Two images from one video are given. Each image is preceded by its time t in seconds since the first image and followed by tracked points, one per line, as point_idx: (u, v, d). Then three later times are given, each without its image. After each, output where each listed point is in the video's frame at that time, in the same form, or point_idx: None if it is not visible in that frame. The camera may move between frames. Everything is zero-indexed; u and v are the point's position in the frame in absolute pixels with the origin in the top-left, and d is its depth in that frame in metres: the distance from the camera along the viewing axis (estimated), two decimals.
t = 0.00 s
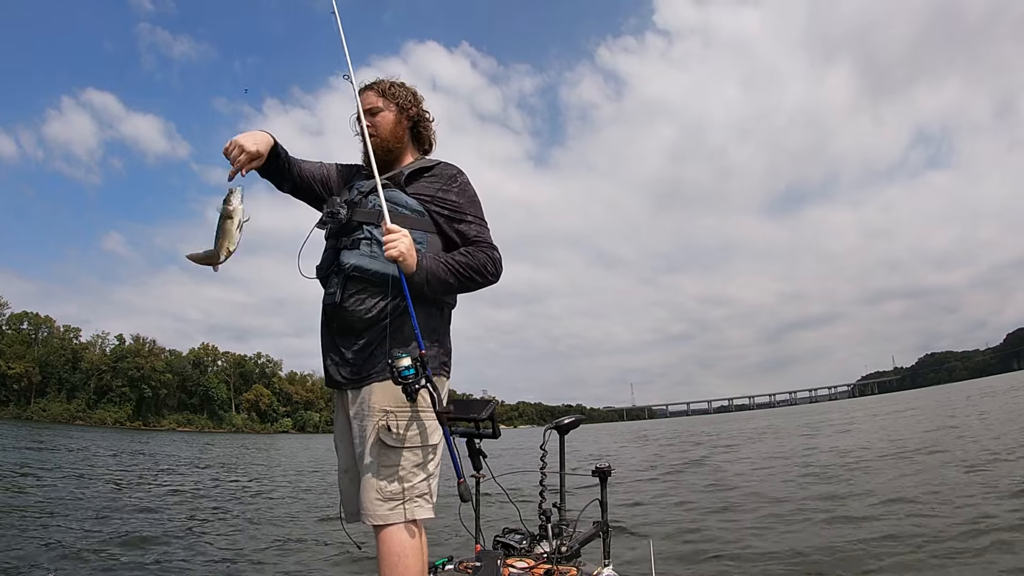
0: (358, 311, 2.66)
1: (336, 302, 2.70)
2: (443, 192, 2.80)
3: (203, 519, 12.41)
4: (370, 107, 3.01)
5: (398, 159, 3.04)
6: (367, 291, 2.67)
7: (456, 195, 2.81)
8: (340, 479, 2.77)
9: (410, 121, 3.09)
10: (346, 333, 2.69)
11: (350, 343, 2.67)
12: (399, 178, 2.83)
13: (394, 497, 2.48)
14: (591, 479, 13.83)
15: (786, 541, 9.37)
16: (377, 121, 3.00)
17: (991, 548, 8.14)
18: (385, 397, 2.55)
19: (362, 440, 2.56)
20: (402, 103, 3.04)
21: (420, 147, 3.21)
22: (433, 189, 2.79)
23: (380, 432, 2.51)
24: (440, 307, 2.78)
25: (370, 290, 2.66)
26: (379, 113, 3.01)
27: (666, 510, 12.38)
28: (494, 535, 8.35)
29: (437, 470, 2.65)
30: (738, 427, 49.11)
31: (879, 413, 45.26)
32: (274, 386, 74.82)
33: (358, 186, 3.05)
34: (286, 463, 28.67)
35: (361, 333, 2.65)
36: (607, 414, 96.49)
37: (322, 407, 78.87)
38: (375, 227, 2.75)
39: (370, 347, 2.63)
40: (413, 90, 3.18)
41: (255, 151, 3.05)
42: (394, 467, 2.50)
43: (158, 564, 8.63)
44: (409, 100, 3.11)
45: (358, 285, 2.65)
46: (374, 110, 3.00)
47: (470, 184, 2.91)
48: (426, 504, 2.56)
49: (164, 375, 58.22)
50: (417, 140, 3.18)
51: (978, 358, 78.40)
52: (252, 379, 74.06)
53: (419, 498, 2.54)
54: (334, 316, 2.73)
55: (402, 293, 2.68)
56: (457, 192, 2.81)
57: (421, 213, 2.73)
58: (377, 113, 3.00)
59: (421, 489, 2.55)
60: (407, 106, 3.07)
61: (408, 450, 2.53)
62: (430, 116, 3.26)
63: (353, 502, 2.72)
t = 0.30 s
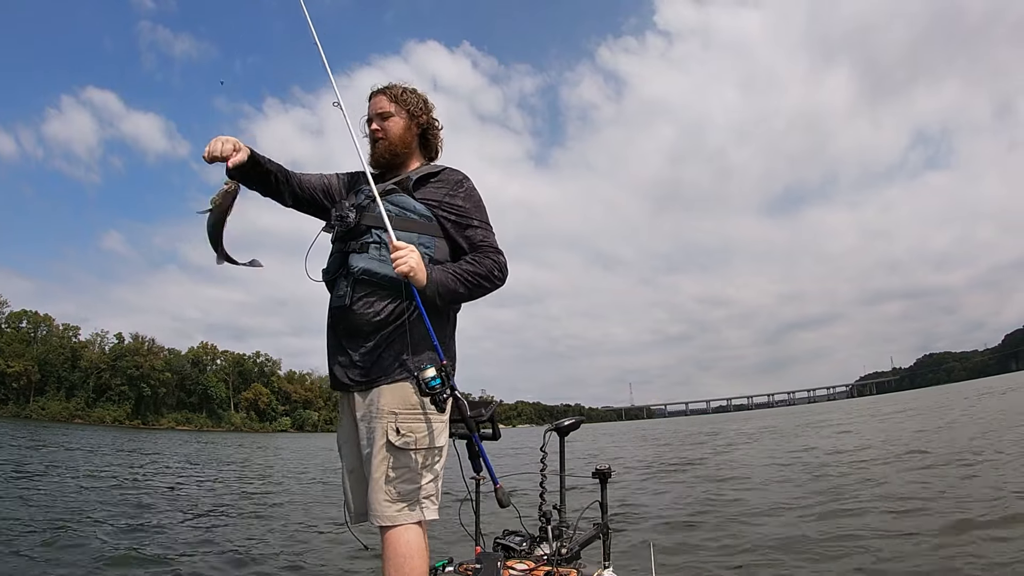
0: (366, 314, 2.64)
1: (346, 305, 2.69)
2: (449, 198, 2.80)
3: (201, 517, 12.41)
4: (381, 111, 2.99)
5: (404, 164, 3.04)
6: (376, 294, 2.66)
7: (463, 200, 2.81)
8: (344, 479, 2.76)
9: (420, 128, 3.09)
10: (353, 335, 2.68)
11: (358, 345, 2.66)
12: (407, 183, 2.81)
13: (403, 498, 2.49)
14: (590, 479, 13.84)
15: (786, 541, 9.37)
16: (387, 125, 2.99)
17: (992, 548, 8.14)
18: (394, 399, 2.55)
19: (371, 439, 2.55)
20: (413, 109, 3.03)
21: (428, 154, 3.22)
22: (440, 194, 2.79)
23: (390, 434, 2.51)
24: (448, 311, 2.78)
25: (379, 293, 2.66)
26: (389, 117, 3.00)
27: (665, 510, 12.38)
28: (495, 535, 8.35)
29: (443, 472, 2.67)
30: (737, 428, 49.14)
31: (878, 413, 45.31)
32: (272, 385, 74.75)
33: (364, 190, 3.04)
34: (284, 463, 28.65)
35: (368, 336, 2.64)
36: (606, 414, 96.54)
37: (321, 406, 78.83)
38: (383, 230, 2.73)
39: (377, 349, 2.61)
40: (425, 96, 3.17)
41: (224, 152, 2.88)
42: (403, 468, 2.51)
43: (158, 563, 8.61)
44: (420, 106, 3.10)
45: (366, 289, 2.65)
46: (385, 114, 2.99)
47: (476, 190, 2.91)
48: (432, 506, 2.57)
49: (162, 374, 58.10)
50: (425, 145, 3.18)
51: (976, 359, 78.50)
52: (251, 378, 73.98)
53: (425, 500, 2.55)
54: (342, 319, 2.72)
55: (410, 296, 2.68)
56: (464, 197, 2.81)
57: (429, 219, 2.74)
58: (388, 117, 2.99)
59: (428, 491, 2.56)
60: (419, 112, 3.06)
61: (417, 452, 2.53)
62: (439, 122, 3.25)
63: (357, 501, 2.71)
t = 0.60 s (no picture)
0: (368, 314, 2.65)
1: (348, 305, 2.70)
2: (448, 197, 2.80)
3: (199, 515, 12.43)
4: (384, 112, 2.99)
5: (404, 167, 3.04)
6: (378, 294, 2.66)
7: (461, 199, 2.81)
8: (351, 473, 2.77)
9: (421, 132, 3.10)
10: (356, 335, 2.68)
11: (361, 344, 2.66)
12: (406, 183, 2.82)
13: (406, 496, 2.50)
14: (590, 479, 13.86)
15: (786, 540, 9.40)
16: (390, 128, 2.99)
17: (991, 547, 8.17)
18: (400, 396, 2.56)
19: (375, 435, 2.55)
20: (416, 114, 3.04)
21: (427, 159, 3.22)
22: (439, 194, 2.79)
23: (394, 432, 2.52)
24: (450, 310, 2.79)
25: (381, 292, 2.66)
26: (392, 120, 2.99)
27: (665, 509, 12.41)
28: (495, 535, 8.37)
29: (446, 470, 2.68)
30: (736, 426, 49.18)
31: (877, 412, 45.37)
32: (271, 384, 74.73)
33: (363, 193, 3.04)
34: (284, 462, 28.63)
35: (371, 334, 2.64)
36: (604, 413, 96.61)
37: (320, 405, 78.83)
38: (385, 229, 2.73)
39: (379, 348, 2.61)
40: (427, 101, 3.18)
41: (233, 150, 2.91)
42: (407, 466, 2.51)
43: (158, 563, 8.59)
44: (422, 112, 3.11)
45: (368, 288, 2.64)
46: (388, 116, 2.98)
47: (474, 190, 2.91)
48: (436, 504, 2.58)
49: (162, 372, 58.01)
50: (427, 149, 3.19)
51: (974, 358, 78.63)
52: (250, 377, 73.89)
53: (430, 497, 2.56)
54: (344, 318, 2.72)
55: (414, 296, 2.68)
56: (462, 196, 2.81)
57: (428, 218, 2.74)
58: (391, 119, 2.98)
59: (432, 489, 2.57)
60: (421, 117, 3.07)
61: (420, 450, 2.54)
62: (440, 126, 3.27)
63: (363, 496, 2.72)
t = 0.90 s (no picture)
0: (365, 312, 2.65)
1: (343, 302, 2.70)
2: (447, 194, 2.81)
3: (197, 515, 12.48)
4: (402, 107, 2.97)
5: (412, 163, 3.05)
6: (375, 292, 2.67)
7: (459, 197, 2.81)
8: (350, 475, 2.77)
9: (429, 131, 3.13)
10: (352, 332, 2.68)
11: (357, 342, 2.66)
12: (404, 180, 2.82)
13: (406, 500, 2.50)
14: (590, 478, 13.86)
15: (787, 538, 9.38)
16: (407, 124, 2.97)
17: (993, 546, 8.15)
18: (399, 399, 2.57)
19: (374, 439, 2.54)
20: (427, 113, 3.07)
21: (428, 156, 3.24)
22: (437, 190, 2.80)
23: (395, 433, 2.52)
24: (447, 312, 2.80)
25: (378, 289, 2.66)
26: (408, 116, 2.98)
27: (666, 508, 12.43)
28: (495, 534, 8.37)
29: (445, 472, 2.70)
30: (735, 425, 49.17)
31: (876, 411, 45.34)
32: (271, 384, 74.71)
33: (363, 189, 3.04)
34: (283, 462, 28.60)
35: (367, 333, 2.64)
36: (604, 412, 96.62)
37: (320, 405, 78.81)
38: (382, 225, 2.71)
39: (376, 348, 2.60)
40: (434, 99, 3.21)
41: (230, 165, 2.93)
42: (408, 467, 2.52)
43: (157, 562, 8.57)
44: (431, 110, 3.14)
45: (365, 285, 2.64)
46: (405, 112, 2.97)
47: (473, 187, 2.91)
48: (437, 507, 2.59)
49: (161, 372, 57.94)
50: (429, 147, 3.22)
51: (974, 357, 78.70)
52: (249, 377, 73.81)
53: (431, 501, 2.57)
54: (339, 315, 2.73)
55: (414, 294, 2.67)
56: (461, 194, 2.82)
57: (426, 214, 2.74)
58: (409, 115, 2.97)
59: (432, 491, 2.59)
60: (430, 116, 3.11)
61: (422, 451, 2.55)
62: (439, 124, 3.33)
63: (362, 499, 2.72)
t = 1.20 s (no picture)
0: (366, 305, 2.60)
1: (342, 293, 2.64)
2: (453, 183, 2.75)
3: (194, 515, 12.50)
4: (413, 86, 2.86)
5: (419, 147, 2.89)
6: (376, 283, 2.62)
7: (466, 187, 2.76)
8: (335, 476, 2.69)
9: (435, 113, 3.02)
10: (350, 325, 2.62)
11: (355, 335, 2.61)
12: (409, 165, 2.74)
13: (410, 504, 2.49)
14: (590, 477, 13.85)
15: (787, 538, 9.36)
16: (417, 104, 2.85)
17: (994, 545, 8.13)
18: (404, 399, 2.54)
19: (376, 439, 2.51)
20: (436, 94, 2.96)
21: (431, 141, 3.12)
22: (443, 179, 2.74)
23: (400, 435, 2.50)
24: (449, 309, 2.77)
25: (380, 281, 2.61)
26: (419, 96, 2.87)
27: (666, 507, 12.40)
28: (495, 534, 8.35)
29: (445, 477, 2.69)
30: (735, 425, 49.14)
31: (875, 410, 45.38)
32: (270, 384, 74.65)
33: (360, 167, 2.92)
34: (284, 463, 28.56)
35: (366, 326, 2.59)
36: (603, 412, 96.57)
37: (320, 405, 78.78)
38: (385, 212, 2.66)
39: (378, 344, 2.56)
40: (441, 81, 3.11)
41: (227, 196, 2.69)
42: (412, 470, 2.51)
43: (156, 563, 8.57)
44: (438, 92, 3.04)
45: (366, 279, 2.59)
46: (416, 92, 2.85)
47: (479, 177, 2.86)
48: (438, 514, 2.58)
49: (161, 373, 57.90)
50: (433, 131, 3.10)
51: (973, 357, 78.76)
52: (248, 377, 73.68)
53: (434, 505, 2.58)
54: (336, 305, 2.67)
55: (417, 289, 2.63)
56: (467, 184, 2.77)
57: (431, 203, 2.68)
58: (419, 96, 2.85)
59: (435, 496, 2.59)
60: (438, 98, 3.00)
61: (425, 454, 2.54)
62: (446, 109, 3.22)
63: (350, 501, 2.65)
